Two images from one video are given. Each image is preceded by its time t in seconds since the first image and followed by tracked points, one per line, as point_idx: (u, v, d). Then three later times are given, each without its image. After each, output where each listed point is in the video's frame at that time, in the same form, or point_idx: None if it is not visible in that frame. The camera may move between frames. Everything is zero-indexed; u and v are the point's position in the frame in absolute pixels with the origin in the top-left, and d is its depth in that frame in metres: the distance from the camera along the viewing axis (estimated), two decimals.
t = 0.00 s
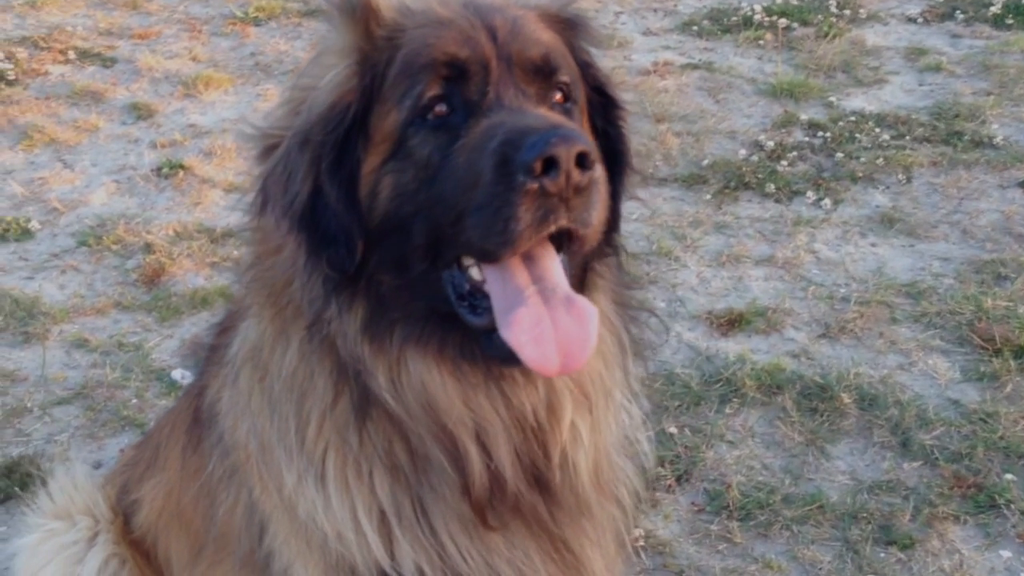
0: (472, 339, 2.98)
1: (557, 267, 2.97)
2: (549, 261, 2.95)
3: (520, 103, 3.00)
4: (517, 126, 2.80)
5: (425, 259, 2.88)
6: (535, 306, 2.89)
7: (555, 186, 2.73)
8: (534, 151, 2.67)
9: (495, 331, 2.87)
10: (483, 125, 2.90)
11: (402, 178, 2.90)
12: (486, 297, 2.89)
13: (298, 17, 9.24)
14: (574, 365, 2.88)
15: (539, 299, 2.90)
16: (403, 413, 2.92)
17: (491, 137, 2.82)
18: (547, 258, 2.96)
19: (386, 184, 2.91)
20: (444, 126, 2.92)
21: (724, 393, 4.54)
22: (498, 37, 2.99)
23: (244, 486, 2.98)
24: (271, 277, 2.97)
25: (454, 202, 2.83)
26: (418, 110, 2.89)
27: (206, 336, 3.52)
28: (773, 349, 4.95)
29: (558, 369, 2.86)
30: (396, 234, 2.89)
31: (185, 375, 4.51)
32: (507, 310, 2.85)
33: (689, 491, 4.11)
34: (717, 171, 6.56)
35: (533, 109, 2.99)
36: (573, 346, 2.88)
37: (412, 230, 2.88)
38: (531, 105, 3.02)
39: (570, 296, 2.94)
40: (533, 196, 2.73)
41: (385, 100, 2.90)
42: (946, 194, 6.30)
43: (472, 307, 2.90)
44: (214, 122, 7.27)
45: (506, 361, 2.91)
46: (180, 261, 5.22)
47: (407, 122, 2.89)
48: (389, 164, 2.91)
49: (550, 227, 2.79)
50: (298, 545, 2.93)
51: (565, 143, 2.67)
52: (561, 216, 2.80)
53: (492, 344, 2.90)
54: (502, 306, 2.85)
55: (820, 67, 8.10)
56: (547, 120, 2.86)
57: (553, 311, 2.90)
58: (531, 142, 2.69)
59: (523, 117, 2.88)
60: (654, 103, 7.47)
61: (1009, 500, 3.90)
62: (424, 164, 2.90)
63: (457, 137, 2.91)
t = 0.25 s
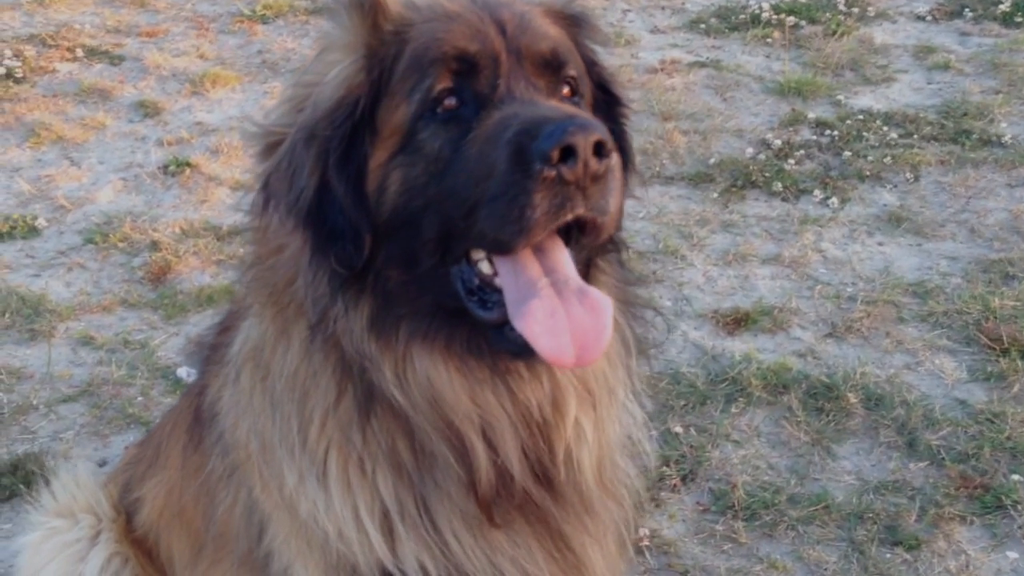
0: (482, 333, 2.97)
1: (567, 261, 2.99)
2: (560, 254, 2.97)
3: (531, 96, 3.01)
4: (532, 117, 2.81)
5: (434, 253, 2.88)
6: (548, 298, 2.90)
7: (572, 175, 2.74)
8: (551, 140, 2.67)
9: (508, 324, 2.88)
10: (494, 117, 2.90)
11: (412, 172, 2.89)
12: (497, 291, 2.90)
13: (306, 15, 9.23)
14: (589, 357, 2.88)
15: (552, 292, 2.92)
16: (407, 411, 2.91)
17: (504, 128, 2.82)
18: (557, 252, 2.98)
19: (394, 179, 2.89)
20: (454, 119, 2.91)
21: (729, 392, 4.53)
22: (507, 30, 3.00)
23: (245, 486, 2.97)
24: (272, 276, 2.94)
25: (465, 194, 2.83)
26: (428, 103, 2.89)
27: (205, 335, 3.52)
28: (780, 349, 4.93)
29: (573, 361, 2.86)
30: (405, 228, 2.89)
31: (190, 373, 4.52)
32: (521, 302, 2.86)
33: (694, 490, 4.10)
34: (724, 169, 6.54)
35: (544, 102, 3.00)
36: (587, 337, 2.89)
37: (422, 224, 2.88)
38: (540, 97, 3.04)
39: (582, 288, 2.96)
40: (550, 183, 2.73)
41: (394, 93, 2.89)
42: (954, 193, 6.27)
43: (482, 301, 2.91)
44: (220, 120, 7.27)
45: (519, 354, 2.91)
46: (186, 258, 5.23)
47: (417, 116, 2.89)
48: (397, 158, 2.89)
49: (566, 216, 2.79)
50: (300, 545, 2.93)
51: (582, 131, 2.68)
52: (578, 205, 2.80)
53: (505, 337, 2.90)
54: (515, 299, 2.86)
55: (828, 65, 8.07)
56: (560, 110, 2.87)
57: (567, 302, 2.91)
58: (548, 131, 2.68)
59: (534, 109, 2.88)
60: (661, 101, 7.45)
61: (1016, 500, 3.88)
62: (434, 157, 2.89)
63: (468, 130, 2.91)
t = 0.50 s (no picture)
0: (490, 329, 2.98)
1: (577, 257, 2.98)
2: (571, 250, 2.97)
3: (542, 91, 3.01)
4: (547, 110, 2.81)
5: (445, 249, 2.87)
6: (561, 292, 2.89)
7: (589, 168, 2.74)
8: (568, 131, 2.67)
9: (521, 318, 2.86)
10: (506, 111, 2.90)
11: (422, 168, 2.88)
12: (508, 286, 2.89)
13: (313, 14, 9.23)
14: (602, 350, 2.87)
15: (565, 286, 2.91)
16: (411, 409, 2.91)
17: (518, 122, 2.81)
18: (567, 248, 2.97)
19: (404, 175, 2.89)
20: (465, 113, 2.90)
21: (736, 392, 4.51)
22: (517, 26, 3.00)
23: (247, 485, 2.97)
24: (275, 275, 2.94)
25: (477, 189, 2.83)
26: (438, 98, 2.88)
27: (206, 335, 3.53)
28: (787, 349, 4.92)
29: (586, 354, 2.85)
30: (415, 224, 2.88)
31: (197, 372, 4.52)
32: (534, 295, 2.84)
33: (701, 491, 4.09)
34: (731, 169, 6.52)
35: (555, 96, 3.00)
36: (601, 331, 2.88)
37: (433, 219, 2.87)
38: (551, 92, 3.04)
39: (593, 282, 2.96)
40: (568, 175, 2.73)
41: (403, 89, 2.88)
42: (963, 193, 6.25)
43: (493, 297, 2.89)
44: (228, 119, 7.28)
45: (532, 348, 2.90)
46: (194, 257, 5.24)
47: (427, 110, 2.88)
48: (407, 153, 2.89)
49: (583, 209, 2.79)
50: (302, 544, 2.93)
51: (598, 124, 2.69)
52: (595, 198, 2.80)
53: (516, 331, 2.88)
54: (528, 292, 2.85)
55: (836, 65, 8.05)
56: (574, 104, 2.87)
57: (580, 296, 2.91)
58: (566, 123, 2.69)
59: (547, 103, 2.88)
60: (669, 100, 7.44)
61: None
62: (445, 152, 2.88)
63: (479, 124, 2.90)
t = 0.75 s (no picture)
0: (495, 328, 2.98)
1: (582, 252, 2.97)
2: (576, 246, 2.96)
3: (550, 90, 3.02)
4: (557, 108, 2.80)
5: (452, 247, 2.87)
6: (569, 288, 2.88)
7: (601, 164, 2.74)
8: (581, 129, 2.66)
9: (529, 316, 2.86)
10: (516, 109, 2.89)
11: (428, 166, 2.88)
12: (515, 284, 2.88)
13: (318, 14, 9.23)
14: (611, 346, 2.88)
15: (572, 282, 2.90)
16: (414, 409, 2.91)
17: (528, 119, 2.81)
18: (573, 245, 2.96)
19: (410, 173, 2.88)
20: (473, 112, 2.90)
21: (739, 393, 4.51)
22: (525, 25, 3.00)
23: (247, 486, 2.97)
24: (276, 276, 2.93)
25: (485, 187, 2.83)
26: (445, 97, 2.87)
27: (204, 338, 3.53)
28: (790, 350, 4.91)
29: (595, 350, 2.85)
30: (421, 223, 2.87)
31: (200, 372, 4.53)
32: (543, 293, 2.83)
33: (704, 492, 4.08)
34: (736, 169, 6.51)
35: (563, 94, 3.01)
36: (608, 327, 2.88)
37: (440, 218, 2.86)
38: (558, 90, 3.04)
39: (600, 280, 2.96)
40: (580, 173, 2.73)
41: (409, 87, 2.88)
42: (968, 194, 6.24)
43: (500, 296, 2.89)
44: (232, 119, 7.28)
45: (540, 346, 2.89)
46: (198, 258, 5.25)
47: (434, 109, 2.87)
48: (413, 152, 2.88)
49: (594, 206, 2.79)
50: (303, 545, 2.93)
51: (611, 121, 2.68)
52: (606, 194, 2.80)
53: (524, 330, 2.88)
54: (536, 290, 2.83)
55: (841, 65, 8.03)
56: (583, 101, 2.87)
57: (587, 292, 2.90)
58: (578, 120, 2.68)
59: (556, 101, 2.88)
60: (673, 101, 7.42)
61: None
62: (451, 151, 2.88)
63: (486, 122, 2.89)
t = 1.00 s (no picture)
0: (499, 328, 2.99)
1: (588, 252, 2.98)
2: (581, 246, 2.96)
3: (556, 90, 3.03)
4: (565, 108, 2.81)
5: (457, 248, 2.87)
6: (576, 287, 2.88)
7: (610, 164, 2.74)
8: (591, 129, 2.66)
9: (535, 317, 2.86)
10: (523, 108, 2.89)
11: (434, 167, 2.87)
12: (521, 285, 2.88)
13: (321, 15, 9.23)
14: (619, 344, 2.87)
15: (579, 282, 2.90)
16: (416, 409, 2.91)
17: (536, 120, 2.80)
18: (578, 245, 2.97)
19: (415, 173, 2.87)
20: (479, 112, 2.89)
21: (742, 395, 4.50)
22: (530, 26, 3.01)
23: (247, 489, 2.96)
24: (276, 278, 2.92)
25: (492, 187, 2.83)
26: (450, 97, 2.86)
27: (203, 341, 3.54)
28: (793, 351, 4.90)
29: (604, 349, 2.84)
30: (428, 222, 2.87)
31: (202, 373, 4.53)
32: (551, 292, 2.84)
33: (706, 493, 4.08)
34: (739, 170, 6.50)
35: (569, 95, 3.02)
36: (616, 326, 2.88)
37: (447, 218, 2.86)
38: (563, 91, 3.04)
39: (607, 279, 2.96)
40: (590, 173, 2.73)
41: (415, 88, 2.86)
42: (971, 195, 6.23)
43: (505, 296, 2.89)
44: (235, 120, 7.28)
45: (547, 346, 2.89)
46: (200, 259, 5.25)
47: (440, 109, 2.86)
48: (418, 152, 2.87)
49: (604, 205, 2.79)
50: (304, 548, 2.91)
51: (621, 121, 2.67)
52: (616, 194, 2.80)
53: (531, 330, 2.88)
54: (544, 289, 2.84)
55: (844, 66, 8.02)
56: (590, 101, 2.87)
57: (595, 291, 2.90)
58: (587, 120, 2.68)
59: (563, 101, 2.89)
60: (676, 102, 7.42)
61: None
62: (457, 152, 2.87)
63: (492, 123, 2.89)
